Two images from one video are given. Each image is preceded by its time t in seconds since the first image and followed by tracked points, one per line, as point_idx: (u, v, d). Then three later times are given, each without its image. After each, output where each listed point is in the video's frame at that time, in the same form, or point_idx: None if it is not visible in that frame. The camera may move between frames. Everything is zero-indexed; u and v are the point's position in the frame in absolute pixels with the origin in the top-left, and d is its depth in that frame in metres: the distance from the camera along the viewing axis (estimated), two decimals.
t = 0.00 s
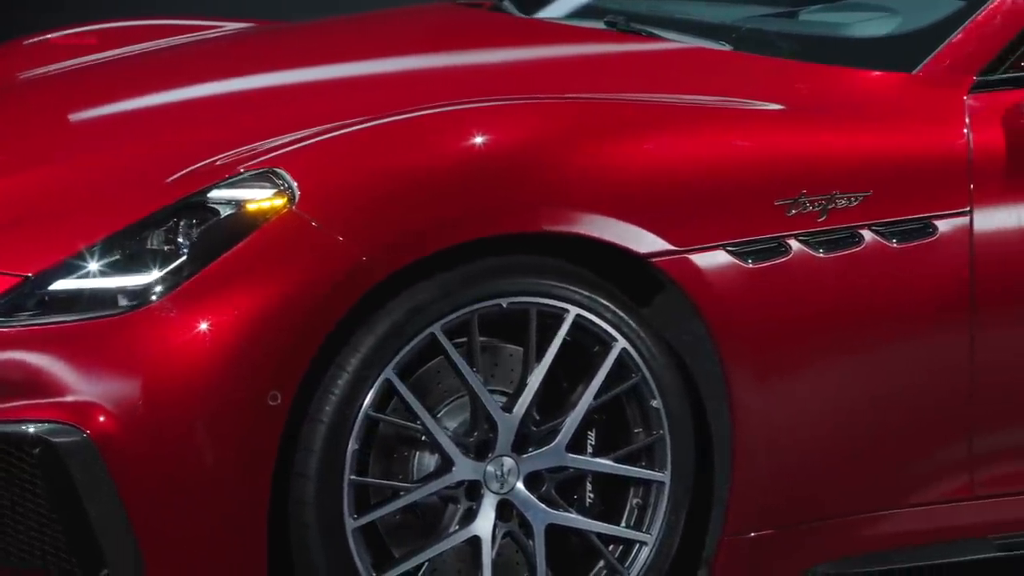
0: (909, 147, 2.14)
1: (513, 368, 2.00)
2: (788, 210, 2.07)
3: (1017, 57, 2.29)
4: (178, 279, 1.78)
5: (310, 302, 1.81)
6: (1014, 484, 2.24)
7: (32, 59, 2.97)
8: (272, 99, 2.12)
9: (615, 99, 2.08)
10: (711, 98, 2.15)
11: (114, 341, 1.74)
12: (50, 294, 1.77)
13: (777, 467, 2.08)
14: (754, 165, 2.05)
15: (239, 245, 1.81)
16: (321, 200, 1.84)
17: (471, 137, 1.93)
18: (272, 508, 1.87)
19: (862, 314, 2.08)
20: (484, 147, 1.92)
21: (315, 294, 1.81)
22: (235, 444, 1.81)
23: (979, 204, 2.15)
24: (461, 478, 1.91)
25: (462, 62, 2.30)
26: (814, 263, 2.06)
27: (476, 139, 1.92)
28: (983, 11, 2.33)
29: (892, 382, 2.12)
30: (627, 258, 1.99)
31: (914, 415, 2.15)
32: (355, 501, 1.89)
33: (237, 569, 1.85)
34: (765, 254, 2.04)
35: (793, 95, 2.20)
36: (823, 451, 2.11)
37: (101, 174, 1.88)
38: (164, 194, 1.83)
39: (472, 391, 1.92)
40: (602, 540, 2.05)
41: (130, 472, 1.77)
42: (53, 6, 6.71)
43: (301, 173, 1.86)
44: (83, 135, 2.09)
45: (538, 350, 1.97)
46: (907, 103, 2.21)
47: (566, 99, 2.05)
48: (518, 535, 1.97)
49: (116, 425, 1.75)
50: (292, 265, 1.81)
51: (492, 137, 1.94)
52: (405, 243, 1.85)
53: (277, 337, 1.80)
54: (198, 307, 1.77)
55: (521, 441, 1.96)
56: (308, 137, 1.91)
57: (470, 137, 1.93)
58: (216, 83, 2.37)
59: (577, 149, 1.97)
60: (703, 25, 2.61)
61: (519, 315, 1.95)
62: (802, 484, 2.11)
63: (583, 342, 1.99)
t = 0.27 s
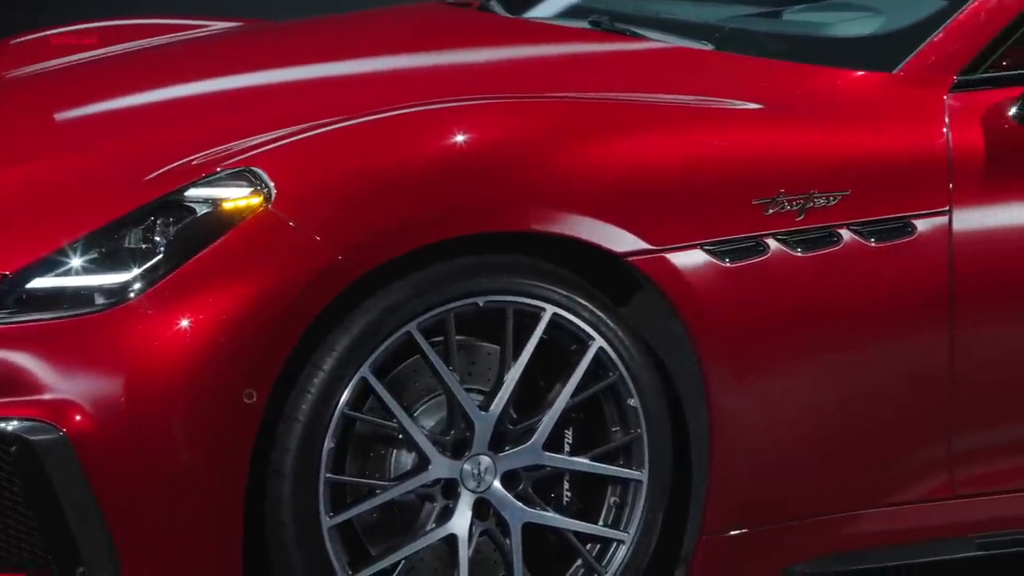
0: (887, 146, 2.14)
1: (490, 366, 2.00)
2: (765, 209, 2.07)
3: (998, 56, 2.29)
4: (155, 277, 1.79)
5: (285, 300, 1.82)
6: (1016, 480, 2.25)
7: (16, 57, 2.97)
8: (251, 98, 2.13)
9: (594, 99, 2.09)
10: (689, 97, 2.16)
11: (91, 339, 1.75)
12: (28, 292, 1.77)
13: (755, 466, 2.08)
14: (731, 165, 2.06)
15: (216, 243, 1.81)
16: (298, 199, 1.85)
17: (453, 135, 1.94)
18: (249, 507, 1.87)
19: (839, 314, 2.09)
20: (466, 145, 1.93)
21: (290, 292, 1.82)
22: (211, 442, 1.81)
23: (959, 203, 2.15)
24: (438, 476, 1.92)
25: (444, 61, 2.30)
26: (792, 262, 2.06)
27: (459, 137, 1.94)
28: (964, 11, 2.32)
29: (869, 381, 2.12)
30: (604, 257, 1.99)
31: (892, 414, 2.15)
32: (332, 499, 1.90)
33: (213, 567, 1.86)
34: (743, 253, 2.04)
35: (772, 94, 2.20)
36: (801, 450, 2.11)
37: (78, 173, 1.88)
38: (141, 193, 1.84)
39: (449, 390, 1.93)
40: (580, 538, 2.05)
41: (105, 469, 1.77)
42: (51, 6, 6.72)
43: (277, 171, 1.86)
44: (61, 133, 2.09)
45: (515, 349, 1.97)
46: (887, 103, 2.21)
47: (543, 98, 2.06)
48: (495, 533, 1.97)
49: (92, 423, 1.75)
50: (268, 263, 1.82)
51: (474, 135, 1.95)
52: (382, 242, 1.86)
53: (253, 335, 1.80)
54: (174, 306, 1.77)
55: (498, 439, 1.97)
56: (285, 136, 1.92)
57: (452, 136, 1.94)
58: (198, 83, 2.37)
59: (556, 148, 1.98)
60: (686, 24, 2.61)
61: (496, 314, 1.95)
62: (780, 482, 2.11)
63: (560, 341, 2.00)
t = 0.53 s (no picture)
0: (867, 146, 2.14)
1: (467, 365, 2.01)
2: (743, 208, 2.07)
3: (979, 57, 2.29)
4: (131, 276, 1.79)
5: (261, 298, 1.82)
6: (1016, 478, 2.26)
7: None
8: (228, 96, 2.13)
9: (573, 98, 2.09)
10: (668, 97, 2.16)
11: (70, 338, 1.74)
12: (5, 290, 1.76)
13: (733, 465, 2.09)
14: (710, 165, 2.06)
15: (192, 242, 1.81)
16: (274, 198, 1.85)
17: (434, 133, 1.94)
18: (224, 505, 1.87)
19: (817, 313, 2.09)
20: (447, 144, 1.93)
21: (266, 290, 1.82)
22: (186, 440, 1.81)
23: (938, 202, 2.15)
24: (415, 474, 1.92)
25: (425, 61, 2.30)
26: (770, 261, 2.07)
27: (440, 136, 1.94)
28: (945, 10, 2.31)
29: (848, 380, 2.12)
30: (582, 256, 2.00)
31: (871, 414, 2.15)
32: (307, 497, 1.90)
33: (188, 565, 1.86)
34: (721, 252, 2.05)
35: (752, 94, 2.21)
36: (780, 449, 2.11)
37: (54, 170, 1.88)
38: (117, 191, 1.84)
39: (426, 389, 1.93)
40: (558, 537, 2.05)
41: (80, 468, 1.77)
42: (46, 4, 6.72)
43: (254, 170, 1.86)
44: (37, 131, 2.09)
45: (492, 348, 1.98)
46: (867, 102, 2.21)
47: (522, 98, 2.06)
48: (472, 532, 1.97)
49: (67, 421, 1.75)
50: (244, 262, 1.82)
51: (455, 134, 1.95)
52: (359, 241, 1.86)
53: (229, 334, 1.80)
54: (150, 304, 1.77)
55: (475, 438, 1.97)
56: (264, 135, 1.92)
57: (434, 134, 1.94)
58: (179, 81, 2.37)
59: (535, 148, 1.98)
60: (670, 24, 2.62)
61: (473, 312, 1.96)
62: (758, 481, 2.11)
63: (538, 340, 2.00)
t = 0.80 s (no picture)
0: (846, 146, 2.15)
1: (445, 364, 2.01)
2: (721, 207, 2.07)
3: (959, 57, 2.29)
4: (108, 275, 1.79)
5: (238, 297, 1.81)
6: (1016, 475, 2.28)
7: None
8: (207, 95, 2.13)
9: (553, 97, 2.09)
10: (648, 96, 2.16)
11: (46, 337, 1.74)
12: None
13: (712, 464, 2.09)
14: (689, 164, 2.06)
15: (169, 241, 1.81)
16: (252, 197, 1.85)
17: (417, 132, 1.95)
18: (200, 505, 1.87)
19: (796, 312, 2.09)
20: (430, 143, 1.94)
21: (243, 289, 1.82)
22: (163, 439, 1.80)
23: (917, 202, 2.15)
24: (393, 473, 1.93)
25: (404, 61, 2.31)
26: (748, 260, 2.07)
27: (423, 134, 1.95)
28: (926, 12, 2.33)
29: (827, 380, 2.12)
30: (561, 255, 2.00)
31: (850, 413, 2.15)
32: (285, 495, 1.90)
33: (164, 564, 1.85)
34: (699, 251, 2.05)
35: (732, 94, 2.21)
36: (759, 448, 2.12)
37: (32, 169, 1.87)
38: (95, 191, 1.84)
39: (404, 388, 1.93)
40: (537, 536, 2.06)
41: (57, 467, 1.76)
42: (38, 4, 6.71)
43: (232, 169, 1.87)
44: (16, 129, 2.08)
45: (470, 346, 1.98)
46: (847, 102, 2.21)
47: (500, 97, 2.06)
48: (450, 531, 1.98)
49: (44, 420, 1.74)
50: (221, 260, 1.81)
51: (438, 132, 1.96)
52: (336, 240, 1.86)
53: (207, 333, 1.80)
54: (127, 302, 1.77)
55: (453, 436, 1.97)
56: (248, 132, 1.93)
57: (417, 132, 1.95)
58: (160, 81, 2.38)
59: (513, 148, 1.98)
60: (654, 25, 2.63)
61: (451, 311, 1.96)
62: (737, 481, 2.12)
63: (516, 339, 2.00)
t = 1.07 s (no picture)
0: (826, 145, 2.15)
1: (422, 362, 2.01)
2: (701, 206, 2.08)
3: (941, 56, 2.29)
4: (85, 273, 1.79)
5: (215, 296, 1.82)
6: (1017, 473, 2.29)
7: None
8: (188, 94, 2.13)
9: (532, 97, 2.10)
10: (628, 96, 2.17)
11: (22, 335, 1.74)
12: None
13: (691, 464, 2.09)
14: (668, 164, 2.07)
15: (146, 239, 1.82)
16: (229, 196, 1.86)
17: (399, 131, 1.96)
18: (177, 503, 1.86)
19: (776, 311, 2.09)
20: (413, 141, 1.95)
21: (220, 287, 1.82)
22: (140, 437, 1.80)
23: (898, 202, 2.15)
24: (371, 471, 1.93)
25: (387, 61, 2.31)
26: (728, 260, 2.07)
27: (405, 133, 1.96)
28: (907, 11, 2.33)
29: (807, 379, 2.13)
30: (539, 253, 2.00)
31: (830, 412, 2.15)
32: (262, 494, 1.90)
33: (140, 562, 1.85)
34: (676, 251, 2.05)
35: (712, 93, 2.21)
36: (738, 448, 2.12)
37: (10, 168, 1.88)
38: (73, 190, 1.84)
39: (381, 386, 1.94)
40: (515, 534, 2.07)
41: (35, 464, 1.76)
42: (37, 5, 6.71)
43: (210, 168, 1.87)
44: None
45: (447, 345, 1.99)
46: (827, 101, 2.21)
47: (479, 97, 2.07)
48: (428, 530, 1.99)
49: (21, 418, 1.74)
50: (197, 259, 1.82)
51: (419, 131, 1.97)
52: (314, 238, 1.86)
53: (183, 330, 1.80)
54: (103, 301, 1.77)
55: (431, 435, 1.98)
56: (227, 131, 1.94)
57: (399, 132, 1.96)
58: (144, 81, 2.38)
59: (493, 148, 1.99)
60: (639, 24, 2.63)
61: (428, 310, 1.96)
62: (716, 480, 2.12)
63: (494, 338, 2.01)
